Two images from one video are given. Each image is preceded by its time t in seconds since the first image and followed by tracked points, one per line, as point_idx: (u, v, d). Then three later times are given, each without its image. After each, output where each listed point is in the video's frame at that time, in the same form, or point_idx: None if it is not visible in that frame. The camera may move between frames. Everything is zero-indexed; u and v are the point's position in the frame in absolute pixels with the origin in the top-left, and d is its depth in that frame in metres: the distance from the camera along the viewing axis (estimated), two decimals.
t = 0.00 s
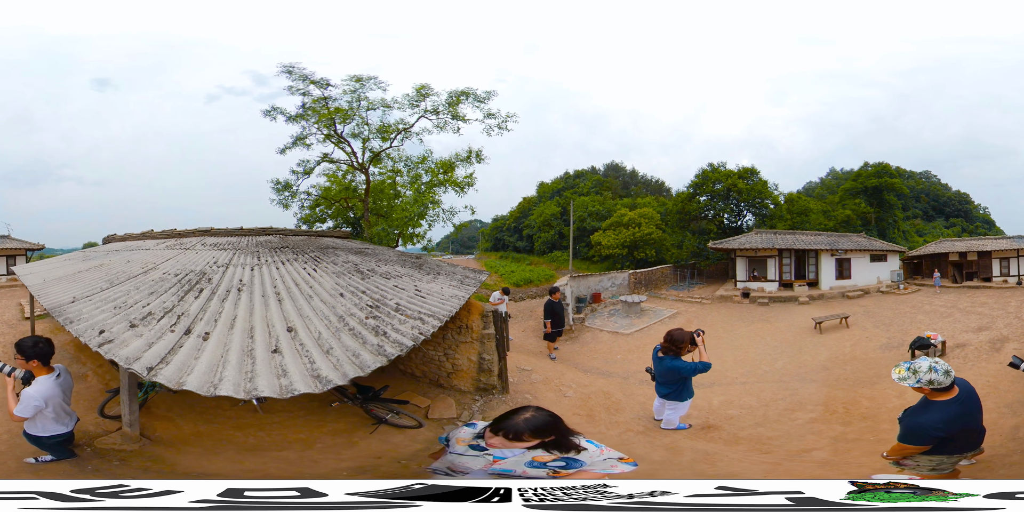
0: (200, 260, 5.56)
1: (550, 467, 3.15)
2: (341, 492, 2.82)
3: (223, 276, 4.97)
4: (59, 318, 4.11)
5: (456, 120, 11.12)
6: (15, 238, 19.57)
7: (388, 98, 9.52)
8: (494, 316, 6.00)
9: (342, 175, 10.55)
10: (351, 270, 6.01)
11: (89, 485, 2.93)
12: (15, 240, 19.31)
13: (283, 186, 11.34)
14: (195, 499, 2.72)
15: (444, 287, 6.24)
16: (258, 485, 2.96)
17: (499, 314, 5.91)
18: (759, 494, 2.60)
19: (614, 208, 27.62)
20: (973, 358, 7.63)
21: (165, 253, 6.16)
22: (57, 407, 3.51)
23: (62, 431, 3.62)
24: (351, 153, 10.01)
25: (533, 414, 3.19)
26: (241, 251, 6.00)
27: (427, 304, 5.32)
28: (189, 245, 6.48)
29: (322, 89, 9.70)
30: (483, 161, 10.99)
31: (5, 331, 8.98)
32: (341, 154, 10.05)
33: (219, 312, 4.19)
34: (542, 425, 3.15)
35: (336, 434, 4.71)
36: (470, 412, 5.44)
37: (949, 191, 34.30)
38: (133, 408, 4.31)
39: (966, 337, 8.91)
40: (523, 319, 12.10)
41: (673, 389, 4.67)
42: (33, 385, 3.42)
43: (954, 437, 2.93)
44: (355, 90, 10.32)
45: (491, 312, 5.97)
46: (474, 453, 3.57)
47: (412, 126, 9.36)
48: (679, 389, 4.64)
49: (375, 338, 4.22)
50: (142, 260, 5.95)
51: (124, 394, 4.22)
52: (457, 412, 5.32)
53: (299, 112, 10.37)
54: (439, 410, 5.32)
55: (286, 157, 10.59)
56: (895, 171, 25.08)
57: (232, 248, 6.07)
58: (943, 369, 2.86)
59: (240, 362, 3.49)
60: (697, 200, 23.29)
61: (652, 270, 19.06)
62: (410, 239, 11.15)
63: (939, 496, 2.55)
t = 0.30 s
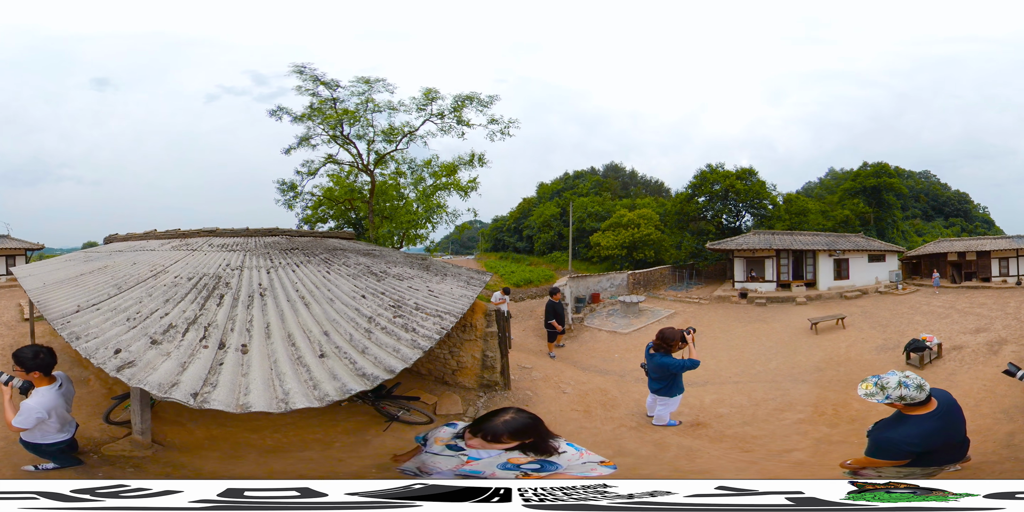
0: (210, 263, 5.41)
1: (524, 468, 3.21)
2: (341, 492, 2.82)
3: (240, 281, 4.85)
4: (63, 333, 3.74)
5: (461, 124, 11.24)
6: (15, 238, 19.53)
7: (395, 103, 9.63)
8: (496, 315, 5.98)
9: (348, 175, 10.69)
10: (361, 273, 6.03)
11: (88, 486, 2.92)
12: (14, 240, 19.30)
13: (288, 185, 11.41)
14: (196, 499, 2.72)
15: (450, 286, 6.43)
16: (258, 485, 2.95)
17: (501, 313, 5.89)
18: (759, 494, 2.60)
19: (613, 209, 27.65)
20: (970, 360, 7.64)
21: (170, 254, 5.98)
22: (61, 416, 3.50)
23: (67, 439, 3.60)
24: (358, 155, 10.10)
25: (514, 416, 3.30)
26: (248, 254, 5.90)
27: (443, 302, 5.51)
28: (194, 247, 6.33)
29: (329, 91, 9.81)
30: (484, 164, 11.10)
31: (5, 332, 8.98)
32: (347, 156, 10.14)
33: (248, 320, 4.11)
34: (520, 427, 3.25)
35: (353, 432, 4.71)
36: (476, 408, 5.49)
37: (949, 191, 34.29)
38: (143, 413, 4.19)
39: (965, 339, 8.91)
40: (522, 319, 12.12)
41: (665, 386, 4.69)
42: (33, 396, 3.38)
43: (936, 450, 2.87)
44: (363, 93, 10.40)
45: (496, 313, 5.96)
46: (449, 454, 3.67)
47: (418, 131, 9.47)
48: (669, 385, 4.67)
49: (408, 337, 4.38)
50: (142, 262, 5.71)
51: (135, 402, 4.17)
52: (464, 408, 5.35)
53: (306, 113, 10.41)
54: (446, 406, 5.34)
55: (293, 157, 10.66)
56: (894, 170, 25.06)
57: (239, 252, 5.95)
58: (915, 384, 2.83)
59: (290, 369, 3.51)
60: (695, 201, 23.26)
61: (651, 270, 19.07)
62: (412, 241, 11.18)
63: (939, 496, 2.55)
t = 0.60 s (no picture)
0: (218, 263, 5.35)
1: (506, 466, 3.43)
2: (341, 492, 2.82)
3: (251, 282, 4.82)
4: (76, 340, 3.61)
5: (464, 127, 11.29)
6: (14, 238, 19.52)
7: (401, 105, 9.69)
8: (497, 313, 6.01)
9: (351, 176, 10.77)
10: (368, 272, 6.07)
11: (88, 486, 2.92)
12: (14, 240, 19.29)
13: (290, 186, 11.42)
14: (195, 499, 2.72)
15: (452, 283, 6.54)
16: (259, 485, 2.95)
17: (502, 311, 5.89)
18: (758, 494, 2.60)
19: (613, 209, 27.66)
20: (968, 361, 7.63)
21: (174, 255, 5.92)
22: (59, 418, 3.46)
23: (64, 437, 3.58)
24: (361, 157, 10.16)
25: (494, 422, 4.14)
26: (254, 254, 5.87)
27: (449, 298, 5.64)
28: (200, 247, 6.31)
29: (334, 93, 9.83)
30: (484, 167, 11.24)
31: (4, 333, 8.97)
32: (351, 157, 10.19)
33: (268, 322, 4.09)
34: (499, 431, 4.03)
35: (363, 430, 4.71)
36: (477, 405, 5.50)
37: (949, 190, 34.30)
38: (153, 417, 4.15)
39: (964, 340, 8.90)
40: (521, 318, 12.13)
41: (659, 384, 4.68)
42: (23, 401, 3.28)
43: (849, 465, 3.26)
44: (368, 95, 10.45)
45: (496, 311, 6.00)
46: (438, 449, 3.80)
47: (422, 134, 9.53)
48: (662, 382, 4.67)
49: (424, 332, 4.52)
50: (144, 263, 5.59)
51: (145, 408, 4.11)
52: (466, 405, 5.37)
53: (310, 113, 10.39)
54: (450, 403, 5.35)
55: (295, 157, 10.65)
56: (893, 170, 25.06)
57: (245, 252, 5.92)
58: (863, 412, 3.41)
59: (321, 367, 3.59)
60: (694, 201, 23.26)
61: (650, 270, 19.09)
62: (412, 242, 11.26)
63: (939, 496, 2.54)
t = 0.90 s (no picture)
0: (229, 265, 5.28)
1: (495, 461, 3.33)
2: (341, 492, 2.81)
3: (266, 283, 4.78)
4: (99, 353, 3.45)
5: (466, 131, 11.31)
6: (14, 238, 19.54)
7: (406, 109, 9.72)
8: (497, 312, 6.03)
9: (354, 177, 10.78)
10: (374, 271, 6.12)
11: (88, 485, 2.91)
12: (14, 240, 19.31)
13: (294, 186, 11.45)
14: (195, 499, 2.72)
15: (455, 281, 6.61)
16: (259, 485, 2.94)
17: (502, 310, 5.89)
18: (759, 494, 2.59)
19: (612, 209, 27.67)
20: (965, 363, 7.62)
21: (181, 256, 5.90)
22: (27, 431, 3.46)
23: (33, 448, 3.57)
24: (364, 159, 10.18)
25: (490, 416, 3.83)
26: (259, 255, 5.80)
27: (455, 296, 5.80)
28: (206, 247, 6.28)
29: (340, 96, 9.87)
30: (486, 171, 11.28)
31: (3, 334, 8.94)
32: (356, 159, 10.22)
33: (292, 323, 4.11)
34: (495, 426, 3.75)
35: (372, 429, 4.72)
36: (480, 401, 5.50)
37: (949, 190, 34.32)
38: (168, 422, 3.97)
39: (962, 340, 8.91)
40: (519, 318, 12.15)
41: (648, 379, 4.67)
42: None
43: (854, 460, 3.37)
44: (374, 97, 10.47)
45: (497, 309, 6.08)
46: (439, 442, 3.82)
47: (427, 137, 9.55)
48: (654, 379, 4.66)
49: (439, 326, 4.69)
50: (152, 266, 5.51)
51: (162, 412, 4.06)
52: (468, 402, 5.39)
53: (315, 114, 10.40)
54: (453, 400, 5.38)
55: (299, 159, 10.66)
56: (893, 170, 25.05)
57: (252, 253, 5.88)
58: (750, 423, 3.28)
59: (356, 362, 3.74)
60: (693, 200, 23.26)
61: (648, 270, 19.10)
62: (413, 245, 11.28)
63: (939, 496, 2.54)
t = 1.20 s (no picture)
0: (239, 267, 5.24)
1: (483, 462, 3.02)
2: (341, 492, 2.80)
3: (281, 286, 4.76)
4: (129, 369, 3.30)
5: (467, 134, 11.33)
6: (14, 238, 19.56)
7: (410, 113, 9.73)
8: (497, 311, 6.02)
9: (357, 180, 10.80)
10: (380, 271, 6.17)
11: (88, 485, 2.90)
12: (13, 240, 19.33)
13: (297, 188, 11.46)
14: (196, 499, 2.72)
15: (455, 280, 6.66)
16: (259, 485, 2.94)
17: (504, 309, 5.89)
18: (759, 494, 2.58)
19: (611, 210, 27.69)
20: (963, 365, 7.61)
21: (189, 257, 5.89)
22: None
23: None
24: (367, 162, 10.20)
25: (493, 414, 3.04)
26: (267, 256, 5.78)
27: (458, 291, 5.97)
28: (212, 249, 6.26)
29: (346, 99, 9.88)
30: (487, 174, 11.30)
31: (3, 335, 8.94)
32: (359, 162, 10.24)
33: (318, 322, 4.17)
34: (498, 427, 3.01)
35: (381, 426, 4.76)
36: (481, 398, 5.51)
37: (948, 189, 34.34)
38: (188, 428, 3.88)
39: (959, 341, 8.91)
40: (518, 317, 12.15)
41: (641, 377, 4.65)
42: None
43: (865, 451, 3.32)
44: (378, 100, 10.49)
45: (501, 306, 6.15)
46: (439, 439, 3.74)
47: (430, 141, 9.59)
48: (645, 375, 4.65)
49: (451, 320, 4.87)
50: (160, 269, 5.47)
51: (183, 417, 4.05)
52: (471, 398, 5.41)
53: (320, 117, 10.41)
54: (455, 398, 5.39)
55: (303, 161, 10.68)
56: (892, 169, 25.04)
57: (260, 255, 5.85)
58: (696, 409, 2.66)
59: (385, 353, 3.94)
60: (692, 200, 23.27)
61: (647, 270, 19.11)
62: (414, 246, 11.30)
63: (940, 496, 2.53)
